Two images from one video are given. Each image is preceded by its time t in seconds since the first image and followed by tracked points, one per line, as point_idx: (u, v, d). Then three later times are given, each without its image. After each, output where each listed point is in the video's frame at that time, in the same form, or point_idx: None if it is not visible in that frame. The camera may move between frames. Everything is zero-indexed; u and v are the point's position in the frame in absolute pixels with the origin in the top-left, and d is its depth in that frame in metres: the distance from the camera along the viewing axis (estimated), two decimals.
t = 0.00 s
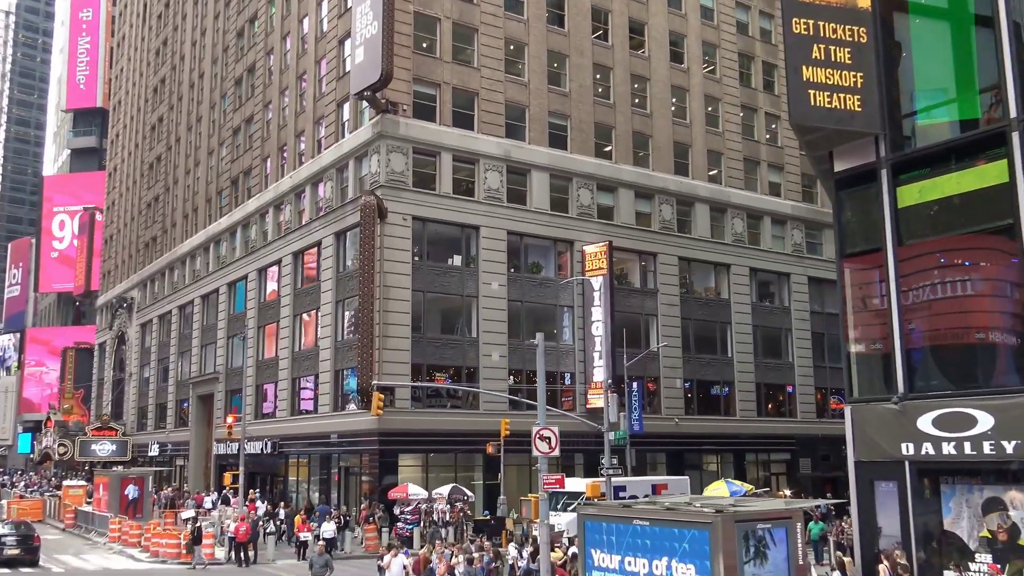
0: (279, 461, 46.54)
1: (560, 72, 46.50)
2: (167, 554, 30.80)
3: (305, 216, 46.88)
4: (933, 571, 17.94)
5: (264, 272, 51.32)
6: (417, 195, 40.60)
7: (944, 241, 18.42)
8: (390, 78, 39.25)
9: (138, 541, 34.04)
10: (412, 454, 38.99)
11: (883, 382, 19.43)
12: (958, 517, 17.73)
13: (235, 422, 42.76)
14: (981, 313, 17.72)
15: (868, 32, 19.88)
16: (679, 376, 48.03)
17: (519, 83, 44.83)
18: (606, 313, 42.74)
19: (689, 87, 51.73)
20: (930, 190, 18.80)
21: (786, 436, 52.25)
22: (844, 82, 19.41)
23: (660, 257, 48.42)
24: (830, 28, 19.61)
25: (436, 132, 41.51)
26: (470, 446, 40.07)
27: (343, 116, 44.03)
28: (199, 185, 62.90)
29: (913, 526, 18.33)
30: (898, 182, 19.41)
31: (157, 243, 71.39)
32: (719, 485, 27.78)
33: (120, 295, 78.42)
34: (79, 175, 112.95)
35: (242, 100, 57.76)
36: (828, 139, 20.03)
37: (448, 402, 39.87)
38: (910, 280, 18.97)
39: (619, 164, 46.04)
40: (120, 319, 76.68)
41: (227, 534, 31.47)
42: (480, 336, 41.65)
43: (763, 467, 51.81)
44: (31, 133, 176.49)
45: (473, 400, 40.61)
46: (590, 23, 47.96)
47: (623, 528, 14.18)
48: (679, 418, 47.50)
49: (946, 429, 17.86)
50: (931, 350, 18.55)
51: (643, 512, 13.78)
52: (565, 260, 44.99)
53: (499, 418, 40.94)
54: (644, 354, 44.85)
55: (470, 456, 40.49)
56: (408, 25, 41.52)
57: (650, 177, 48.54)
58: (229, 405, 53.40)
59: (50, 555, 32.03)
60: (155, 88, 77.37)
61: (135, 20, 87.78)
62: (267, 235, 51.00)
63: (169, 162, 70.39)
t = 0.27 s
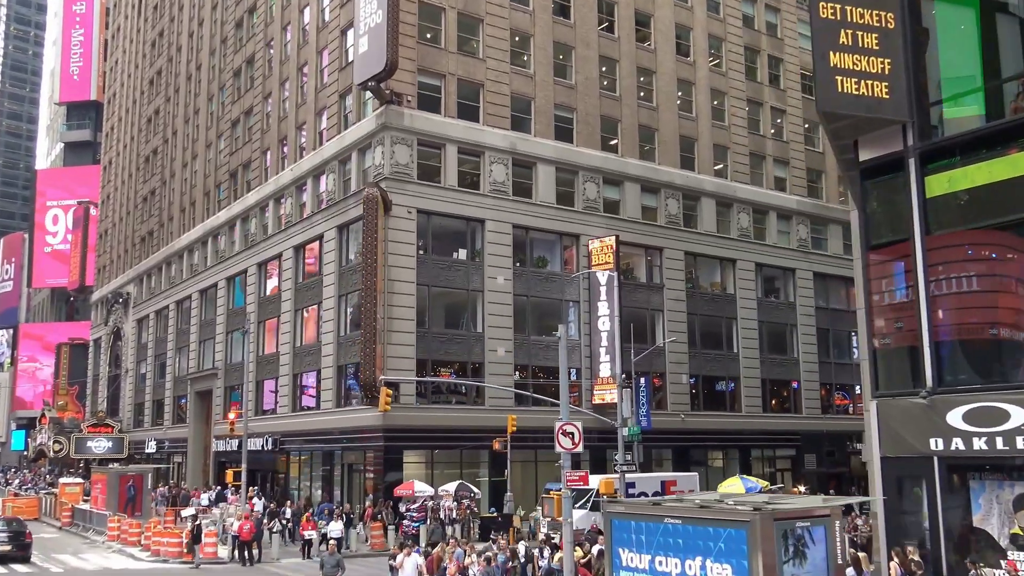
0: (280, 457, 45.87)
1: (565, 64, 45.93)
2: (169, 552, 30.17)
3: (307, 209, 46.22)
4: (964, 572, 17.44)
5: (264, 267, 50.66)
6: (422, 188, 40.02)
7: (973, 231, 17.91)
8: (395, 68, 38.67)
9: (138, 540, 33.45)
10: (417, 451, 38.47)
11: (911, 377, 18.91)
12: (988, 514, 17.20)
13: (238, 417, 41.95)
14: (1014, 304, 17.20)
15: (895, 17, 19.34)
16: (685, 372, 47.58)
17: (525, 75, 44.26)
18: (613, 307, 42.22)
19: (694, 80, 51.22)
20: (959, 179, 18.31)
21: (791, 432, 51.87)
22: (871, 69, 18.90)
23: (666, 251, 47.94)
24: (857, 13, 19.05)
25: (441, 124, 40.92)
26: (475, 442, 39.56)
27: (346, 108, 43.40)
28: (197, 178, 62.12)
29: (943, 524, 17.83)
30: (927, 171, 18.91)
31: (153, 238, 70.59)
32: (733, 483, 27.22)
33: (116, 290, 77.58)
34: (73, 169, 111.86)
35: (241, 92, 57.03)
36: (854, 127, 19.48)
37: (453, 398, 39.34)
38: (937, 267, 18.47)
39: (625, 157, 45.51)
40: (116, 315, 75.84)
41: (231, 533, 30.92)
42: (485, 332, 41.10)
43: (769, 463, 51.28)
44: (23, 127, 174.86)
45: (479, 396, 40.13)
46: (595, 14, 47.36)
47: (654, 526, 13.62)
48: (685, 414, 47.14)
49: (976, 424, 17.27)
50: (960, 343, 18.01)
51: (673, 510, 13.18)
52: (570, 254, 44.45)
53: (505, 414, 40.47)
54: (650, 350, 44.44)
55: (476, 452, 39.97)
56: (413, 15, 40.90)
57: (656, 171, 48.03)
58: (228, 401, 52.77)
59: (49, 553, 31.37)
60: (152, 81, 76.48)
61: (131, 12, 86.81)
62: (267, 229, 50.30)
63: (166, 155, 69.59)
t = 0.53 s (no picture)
0: (280, 455, 45.24)
1: (571, 58, 45.35)
2: (169, 552, 29.58)
3: (308, 203, 45.56)
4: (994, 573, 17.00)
5: (264, 262, 50.00)
6: (426, 182, 39.42)
7: (1004, 225, 17.45)
8: (400, 60, 38.06)
9: (135, 540, 32.92)
10: (420, 449, 37.94)
11: (936, 373, 18.43)
12: (1019, 513, 16.79)
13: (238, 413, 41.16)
14: None
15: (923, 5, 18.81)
16: (690, 369, 47.13)
17: (530, 68, 43.67)
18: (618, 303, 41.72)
19: (700, 75, 50.71)
20: (988, 172, 17.83)
21: (796, 430, 51.47)
22: (899, 58, 18.36)
23: (671, 247, 47.45)
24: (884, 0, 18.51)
25: (445, 117, 40.32)
26: (479, 440, 39.01)
27: (349, 101, 42.76)
28: (195, 173, 61.37)
29: (972, 524, 17.34)
30: (955, 164, 18.40)
31: (150, 233, 69.78)
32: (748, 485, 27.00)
33: (111, 285, 76.76)
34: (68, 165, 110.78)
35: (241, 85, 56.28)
36: (881, 117, 18.92)
37: (457, 395, 38.76)
38: (966, 258, 18.00)
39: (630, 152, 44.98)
40: (112, 311, 75.01)
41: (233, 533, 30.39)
42: (489, 328, 40.55)
43: (774, 460, 50.86)
44: (17, 122, 173.24)
45: (483, 392, 39.53)
46: (601, 8, 46.78)
47: (683, 527, 12.69)
48: (690, 411, 46.72)
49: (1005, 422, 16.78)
50: (988, 339, 17.55)
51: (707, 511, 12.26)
52: (575, 249, 43.92)
53: (510, 411, 39.95)
54: (657, 346, 44.07)
55: (480, 450, 39.44)
56: (418, 7, 40.28)
57: (662, 166, 47.51)
58: (227, 398, 52.11)
59: (46, 553, 30.74)
60: (149, 74, 75.62)
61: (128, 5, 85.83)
62: (267, 223, 49.61)
63: (164, 150, 68.78)
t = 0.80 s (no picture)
0: (281, 453, 44.70)
1: (574, 52, 44.84)
2: (169, 552, 29.05)
3: (309, 199, 45.01)
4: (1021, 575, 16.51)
5: (264, 258, 49.42)
6: (429, 177, 38.88)
7: None
8: (403, 53, 37.51)
9: (135, 539, 32.44)
10: (424, 447, 37.41)
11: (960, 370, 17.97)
12: None
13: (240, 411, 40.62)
14: None
15: None
16: (694, 367, 46.68)
17: (534, 62, 43.15)
18: (623, 300, 41.22)
19: (704, 70, 50.25)
20: (1014, 164, 17.34)
21: (800, 429, 51.04)
22: (922, 47, 17.88)
23: (675, 244, 46.98)
24: None
25: (449, 111, 39.79)
26: (484, 438, 38.52)
27: (351, 95, 42.21)
28: (194, 169, 60.78)
29: (999, 525, 16.84)
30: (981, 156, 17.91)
31: (148, 229, 69.15)
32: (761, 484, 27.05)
33: (109, 283, 76.10)
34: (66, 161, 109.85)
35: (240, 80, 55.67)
36: (904, 107, 18.45)
37: (461, 393, 38.24)
38: (990, 251, 17.54)
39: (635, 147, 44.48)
40: (110, 308, 74.38)
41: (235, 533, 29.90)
42: (492, 325, 40.04)
43: (778, 459, 50.46)
44: (15, 120, 172.31)
45: (486, 391, 39.06)
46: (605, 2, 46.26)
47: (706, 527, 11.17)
48: (694, 410, 46.27)
49: None
50: (1014, 335, 17.10)
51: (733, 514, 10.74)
52: (579, 246, 43.42)
53: (514, 410, 39.45)
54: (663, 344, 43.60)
55: (483, 449, 38.95)
56: None
57: (666, 162, 47.04)
58: (226, 397, 51.52)
59: (44, 552, 30.23)
60: (147, 70, 74.97)
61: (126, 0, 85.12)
62: (267, 219, 49.01)
63: (162, 146, 68.17)
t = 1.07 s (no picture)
0: (281, 452, 44.14)
1: (578, 47, 44.35)
2: (169, 551, 28.40)
3: (309, 194, 44.43)
4: None
5: (263, 255, 48.82)
6: (432, 172, 38.37)
7: None
8: (405, 47, 36.97)
9: (135, 539, 31.91)
10: (426, 446, 36.90)
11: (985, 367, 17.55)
12: None
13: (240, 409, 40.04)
14: None
15: None
16: (698, 366, 46.25)
17: (537, 57, 42.64)
18: (628, 297, 40.78)
19: (708, 66, 49.81)
20: None
21: (804, 428, 50.67)
22: (946, 36, 17.46)
23: (679, 241, 46.55)
24: None
25: (452, 106, 39.27)
26: (487, 437, 38.05)
27: (352, 89, 41.64)
28: (192, 165, 60.11)
29: None
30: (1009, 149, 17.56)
31: (145, 226, 68.41)
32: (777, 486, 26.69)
33: (105, 279, 75.33)
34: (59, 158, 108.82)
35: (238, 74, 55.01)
36: (928, 99, 18.06)
37: (464, 391, 37.73)
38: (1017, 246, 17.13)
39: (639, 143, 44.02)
40: (106, 305, 73.62)
41: (237, 532, 29.33)
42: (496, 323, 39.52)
43: (782, 458, 50.12)
44: (10, 116, 170.98)
45: (489, 389, 38.53)
46: None
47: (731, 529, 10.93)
48: (699, 409, 45.87)
49: None
50: None
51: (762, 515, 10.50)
52: (583, 242, 42.93)
53: (518, 408, 38.97)
54: (668, 342, 43.18)
55: (487, 447, 38.49)
56: None
57: (670, 158, 46.59)
58: (224, 394, 50.94)
59: (42, 552, 29.63)
60: (144, 65, 74.19)
61: None
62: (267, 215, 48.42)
63: (159, 141, 67.44)
